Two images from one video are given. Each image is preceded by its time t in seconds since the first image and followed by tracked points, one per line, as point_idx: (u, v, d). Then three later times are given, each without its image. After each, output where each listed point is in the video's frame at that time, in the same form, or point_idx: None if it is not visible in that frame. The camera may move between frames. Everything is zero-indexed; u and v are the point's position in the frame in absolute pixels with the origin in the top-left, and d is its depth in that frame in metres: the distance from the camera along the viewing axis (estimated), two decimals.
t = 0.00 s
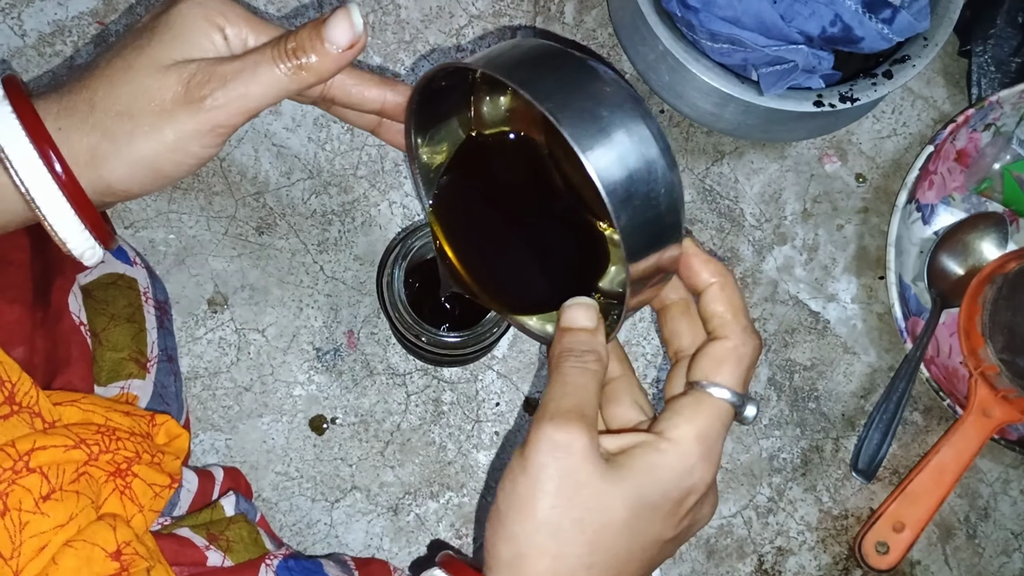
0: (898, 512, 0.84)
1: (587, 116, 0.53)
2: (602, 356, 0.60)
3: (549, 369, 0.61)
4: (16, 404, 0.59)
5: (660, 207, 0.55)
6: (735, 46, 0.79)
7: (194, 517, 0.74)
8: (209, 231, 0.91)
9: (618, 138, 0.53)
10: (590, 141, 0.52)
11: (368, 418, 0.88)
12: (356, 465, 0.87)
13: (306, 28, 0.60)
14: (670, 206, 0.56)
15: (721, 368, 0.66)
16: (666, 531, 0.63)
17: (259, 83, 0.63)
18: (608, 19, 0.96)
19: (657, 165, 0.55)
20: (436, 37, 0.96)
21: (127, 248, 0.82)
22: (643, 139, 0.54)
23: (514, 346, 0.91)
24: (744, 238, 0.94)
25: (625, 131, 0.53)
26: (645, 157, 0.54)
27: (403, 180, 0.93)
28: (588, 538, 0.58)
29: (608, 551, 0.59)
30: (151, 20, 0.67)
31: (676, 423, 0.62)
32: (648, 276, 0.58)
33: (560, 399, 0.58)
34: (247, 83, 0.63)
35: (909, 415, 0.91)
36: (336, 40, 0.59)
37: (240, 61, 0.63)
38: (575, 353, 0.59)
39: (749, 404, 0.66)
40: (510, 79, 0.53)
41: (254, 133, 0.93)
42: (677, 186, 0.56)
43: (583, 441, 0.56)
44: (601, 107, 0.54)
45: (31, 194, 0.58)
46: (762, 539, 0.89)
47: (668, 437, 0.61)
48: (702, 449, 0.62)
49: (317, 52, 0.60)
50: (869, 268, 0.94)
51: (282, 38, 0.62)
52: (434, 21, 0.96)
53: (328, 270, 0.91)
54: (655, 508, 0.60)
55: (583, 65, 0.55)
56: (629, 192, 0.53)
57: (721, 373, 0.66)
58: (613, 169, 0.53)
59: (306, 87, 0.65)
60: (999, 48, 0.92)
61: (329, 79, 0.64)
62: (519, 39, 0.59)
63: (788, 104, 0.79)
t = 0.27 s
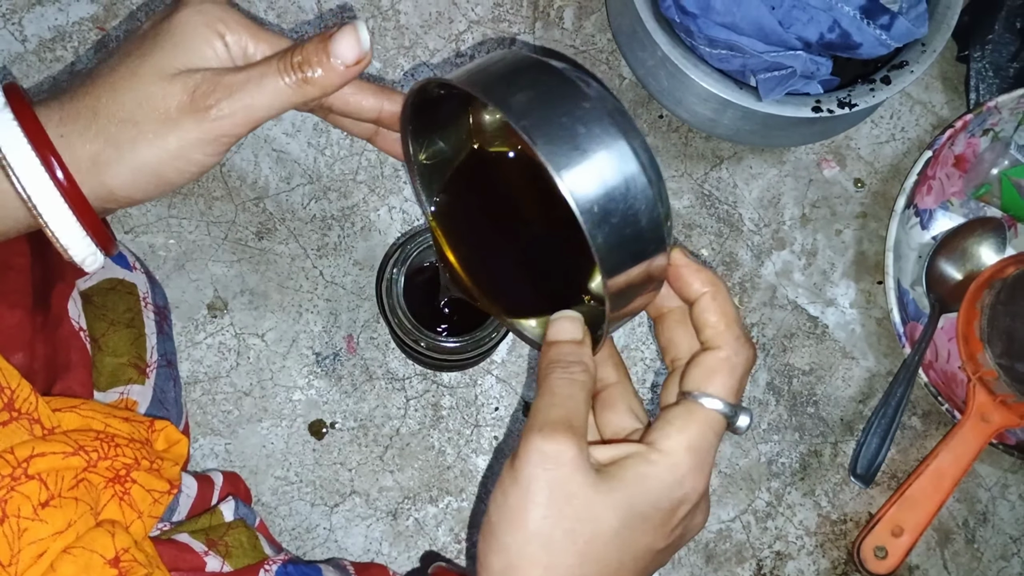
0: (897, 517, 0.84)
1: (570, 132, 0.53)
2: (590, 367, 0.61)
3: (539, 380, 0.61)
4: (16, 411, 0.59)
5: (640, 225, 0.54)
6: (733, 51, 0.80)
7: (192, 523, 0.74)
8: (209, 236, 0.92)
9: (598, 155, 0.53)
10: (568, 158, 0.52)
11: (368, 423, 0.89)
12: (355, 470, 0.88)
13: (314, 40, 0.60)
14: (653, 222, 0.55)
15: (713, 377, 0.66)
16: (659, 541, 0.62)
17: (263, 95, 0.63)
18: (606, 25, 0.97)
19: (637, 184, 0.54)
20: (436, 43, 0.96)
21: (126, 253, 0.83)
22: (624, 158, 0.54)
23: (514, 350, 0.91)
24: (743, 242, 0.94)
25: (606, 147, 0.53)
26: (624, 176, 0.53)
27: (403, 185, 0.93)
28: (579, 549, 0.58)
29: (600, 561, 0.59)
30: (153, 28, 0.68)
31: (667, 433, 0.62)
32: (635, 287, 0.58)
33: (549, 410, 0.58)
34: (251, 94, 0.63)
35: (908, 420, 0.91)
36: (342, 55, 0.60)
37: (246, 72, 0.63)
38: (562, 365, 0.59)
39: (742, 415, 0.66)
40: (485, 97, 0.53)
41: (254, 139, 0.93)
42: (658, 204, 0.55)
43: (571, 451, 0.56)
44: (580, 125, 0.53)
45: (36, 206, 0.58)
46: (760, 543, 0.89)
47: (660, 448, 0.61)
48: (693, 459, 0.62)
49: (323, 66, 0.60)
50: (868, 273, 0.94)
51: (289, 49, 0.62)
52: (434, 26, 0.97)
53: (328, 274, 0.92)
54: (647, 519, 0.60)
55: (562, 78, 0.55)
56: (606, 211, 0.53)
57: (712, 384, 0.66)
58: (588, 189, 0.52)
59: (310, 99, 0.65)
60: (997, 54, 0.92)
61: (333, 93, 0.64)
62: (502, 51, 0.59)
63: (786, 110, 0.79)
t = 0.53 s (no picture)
0: (898, 516, 0.84)
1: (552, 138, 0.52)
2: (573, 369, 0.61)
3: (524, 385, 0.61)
4: (11, 411, 0.59)
5: (616, 234, 0.54)
6: (735, 49, 0.79)
7: (191, 522, 0.73)
8: (209, 235, 0.91)
9: (575, 163, 0.52)
10: (545, 166, 0.52)
11: (368, 422, 0.88)
12: (355, 469, 0.87)
13: (324, 67, 0.61)
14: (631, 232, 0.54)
15: (705, 381, 0.66)
16: (651, 545, 0.62)
17: (266, 112, 0.63)
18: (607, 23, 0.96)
19: (613, 194, 0.53)
20: (436, 41, 0.96)
21: (125, 252, 0.82)
22: (601, 167, 0.53)
23: (514, 349, 0.90)
24: (744, 241, 0.94)
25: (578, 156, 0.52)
26: (600, 186, 0.53)
27: (403, 184, 0.93)
28: (569, 553, 0.57)
29: (590, 566, 0.58)
30: (153, 26, 0.67)
31: (657, 437, 0.61)
32: (620, 290, 0.57)
33: (533, 415, 0.58)
34: (255, 113, 0.63)
35: (910, 419, 0.91)
36: (348, 86, 0.61)
37: (252, 87, 0.63)
38: (545, 369, 0.60)
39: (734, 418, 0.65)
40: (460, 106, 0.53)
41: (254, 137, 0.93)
42: (636, 213, 0.54)
43: (556, 454, 0.56)
44: (554, 134, 0.52)
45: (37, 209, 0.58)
46: (762, 543, 0.88)
47: (649, 451, 0.61)
48: (683, 462, 0.61)
49: (328, 93, 0.61)
50: (869, 271, 0.94)
51: (297, 68, 0.63)
52: (434, 25, 0.97)
53: (328, 273, 0.91)
54: (638, 523, 0.59)
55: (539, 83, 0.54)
56: (580, 222, 0.52)
57: (703, 387, 0.65)
58: (559, 200, 0.51)
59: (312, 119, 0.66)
60: (998, 52, 0.92)
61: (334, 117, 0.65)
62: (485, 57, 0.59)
63: (787, 108, 0.79)
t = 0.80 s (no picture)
0: (895, 520, 0.83)
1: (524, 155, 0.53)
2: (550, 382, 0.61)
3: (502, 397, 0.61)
4: (5, 418, 0.59)
5: (586, 252, 0.54)
6: (731, 53, 0.80)
7: (187, 526, 0.73)
8: (206, 238, 0.91)
9: (542, 182, 0.53)
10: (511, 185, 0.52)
11: (365, 425, 0.88)
12: (352, 473, 0.87)
13: (321, 75, 0.61)
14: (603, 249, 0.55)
15: (685, 396, 0.64)
16: (629, 559, 0.62)
17: (263, 118, 0.63)
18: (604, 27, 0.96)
19: (582, 212, 0.54)
20: (433, 44, 0.96)
21: (122, 255, 0.82)
22: (570, 186, 0.53)
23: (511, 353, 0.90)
24: (741, 244, 0.94)
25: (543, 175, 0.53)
26: (568, 205, 0.53)
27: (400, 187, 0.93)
28: (544, 567, 0.57)
29: None
30: (142, 32, 0.67)
31: (635, 452, 0.61)
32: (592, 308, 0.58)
33: (510, 427, 0.59)
34: (251, 117, 0.63)
35: (907, 422, 0.91)
36: (345, 93, 0.60)
37: (250, 93, 0.63)
38: (522, 382, 0.60)
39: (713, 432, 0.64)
40: (428, 122, 0.54)
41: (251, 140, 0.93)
42: (607, 231, 0.55)
43: (532, 467, 0.56)
44: (521, 151, 0.53)
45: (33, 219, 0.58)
46: (759, 546, 0.88)
47: (626, 467, 0.60)
48: (662, 477, 0.61)
49: (325, 99, 0.61)
50: (866, 275, 0.94)
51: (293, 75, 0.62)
52: (431, 28, 0.97)
53: (325, 276, 0.91)
54: (614, 539, 0.59)
55: (509, 97, 0.55)
56: (548, 241, 0.53)
57: (681, 402, 0.63)
58: (525, 220, 0.52)
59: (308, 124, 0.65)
60: (995, 56, 0.93)
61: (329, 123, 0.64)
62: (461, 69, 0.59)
63: (785, 112, 0.78)
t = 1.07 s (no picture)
0: (901, 515, 0.84)
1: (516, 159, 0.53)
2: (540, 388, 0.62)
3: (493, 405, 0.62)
4: (11, 413, 0.58)
5: (574, 260, 0.55)
6: (737, 49, 0.80)
7: (196, 521, 0.74)
8: (213, 235, 0.92)
9: (530, 188, 0.53)
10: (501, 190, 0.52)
11: (372, 422, 0.88)
12: (359, 469, 0.87)
13: (330, 71, 0.61)
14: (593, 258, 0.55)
15: (676, 405, 0.63)
16: (619, 568, 0.61)
17: (272, 114, 0.63)
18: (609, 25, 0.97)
19: (570, 219, 0.54)
20: (439, 42, 0.96)
21: (129, 252, 0.82)
22: (558, 192, 0.54)
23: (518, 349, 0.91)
24: (746, 241, 0.94)
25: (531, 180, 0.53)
26: (555, 211, 0.53)
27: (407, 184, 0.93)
28: None
29: None
30: (149, 29, 0.68)
31: (624, 461, 0.61)
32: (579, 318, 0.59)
33: (501, 435, 0.59)
34: (260, 114, 0.63)
35: (912, 418, 0.91)
36: (353, 90, 0.61)
37: (260, 89, 0.63)
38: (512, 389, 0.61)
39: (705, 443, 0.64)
40: (420, 123, 0.54)
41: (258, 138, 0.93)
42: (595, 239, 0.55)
43: (521, 474, 0.56)
44: (510, 157, 0.53)
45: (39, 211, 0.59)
46: (765, 542, 0.89)
47: (617, 475, 0.60)
48: (651, 487, 0.60)
49: (334, 95, 0.61)
50: (871, 271, 0.94)
51: (302, 72, 0.63)
52: (437, 26, 0.97)
53: (331, 273, 0.91)
54: (604, 548, 0.59)
55: (500, 99, 0.55)
56: (535, 248, 0.53)
57: (673, 412, 0.63)
58: (511, 226, 0.52)
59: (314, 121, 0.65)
60: (999, 53, 0.93)
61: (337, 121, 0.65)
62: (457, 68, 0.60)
63: (789, 108, 0.79)
